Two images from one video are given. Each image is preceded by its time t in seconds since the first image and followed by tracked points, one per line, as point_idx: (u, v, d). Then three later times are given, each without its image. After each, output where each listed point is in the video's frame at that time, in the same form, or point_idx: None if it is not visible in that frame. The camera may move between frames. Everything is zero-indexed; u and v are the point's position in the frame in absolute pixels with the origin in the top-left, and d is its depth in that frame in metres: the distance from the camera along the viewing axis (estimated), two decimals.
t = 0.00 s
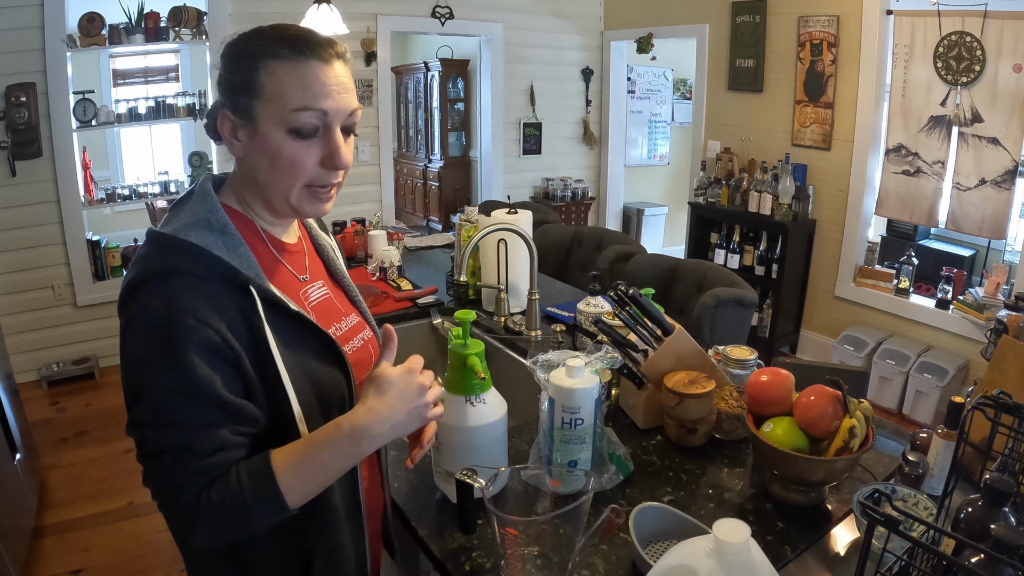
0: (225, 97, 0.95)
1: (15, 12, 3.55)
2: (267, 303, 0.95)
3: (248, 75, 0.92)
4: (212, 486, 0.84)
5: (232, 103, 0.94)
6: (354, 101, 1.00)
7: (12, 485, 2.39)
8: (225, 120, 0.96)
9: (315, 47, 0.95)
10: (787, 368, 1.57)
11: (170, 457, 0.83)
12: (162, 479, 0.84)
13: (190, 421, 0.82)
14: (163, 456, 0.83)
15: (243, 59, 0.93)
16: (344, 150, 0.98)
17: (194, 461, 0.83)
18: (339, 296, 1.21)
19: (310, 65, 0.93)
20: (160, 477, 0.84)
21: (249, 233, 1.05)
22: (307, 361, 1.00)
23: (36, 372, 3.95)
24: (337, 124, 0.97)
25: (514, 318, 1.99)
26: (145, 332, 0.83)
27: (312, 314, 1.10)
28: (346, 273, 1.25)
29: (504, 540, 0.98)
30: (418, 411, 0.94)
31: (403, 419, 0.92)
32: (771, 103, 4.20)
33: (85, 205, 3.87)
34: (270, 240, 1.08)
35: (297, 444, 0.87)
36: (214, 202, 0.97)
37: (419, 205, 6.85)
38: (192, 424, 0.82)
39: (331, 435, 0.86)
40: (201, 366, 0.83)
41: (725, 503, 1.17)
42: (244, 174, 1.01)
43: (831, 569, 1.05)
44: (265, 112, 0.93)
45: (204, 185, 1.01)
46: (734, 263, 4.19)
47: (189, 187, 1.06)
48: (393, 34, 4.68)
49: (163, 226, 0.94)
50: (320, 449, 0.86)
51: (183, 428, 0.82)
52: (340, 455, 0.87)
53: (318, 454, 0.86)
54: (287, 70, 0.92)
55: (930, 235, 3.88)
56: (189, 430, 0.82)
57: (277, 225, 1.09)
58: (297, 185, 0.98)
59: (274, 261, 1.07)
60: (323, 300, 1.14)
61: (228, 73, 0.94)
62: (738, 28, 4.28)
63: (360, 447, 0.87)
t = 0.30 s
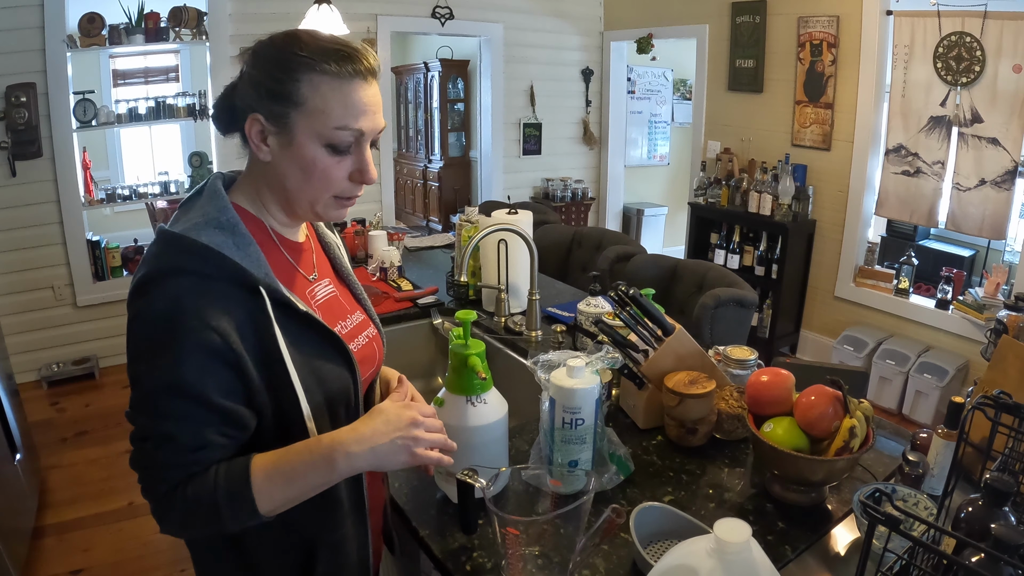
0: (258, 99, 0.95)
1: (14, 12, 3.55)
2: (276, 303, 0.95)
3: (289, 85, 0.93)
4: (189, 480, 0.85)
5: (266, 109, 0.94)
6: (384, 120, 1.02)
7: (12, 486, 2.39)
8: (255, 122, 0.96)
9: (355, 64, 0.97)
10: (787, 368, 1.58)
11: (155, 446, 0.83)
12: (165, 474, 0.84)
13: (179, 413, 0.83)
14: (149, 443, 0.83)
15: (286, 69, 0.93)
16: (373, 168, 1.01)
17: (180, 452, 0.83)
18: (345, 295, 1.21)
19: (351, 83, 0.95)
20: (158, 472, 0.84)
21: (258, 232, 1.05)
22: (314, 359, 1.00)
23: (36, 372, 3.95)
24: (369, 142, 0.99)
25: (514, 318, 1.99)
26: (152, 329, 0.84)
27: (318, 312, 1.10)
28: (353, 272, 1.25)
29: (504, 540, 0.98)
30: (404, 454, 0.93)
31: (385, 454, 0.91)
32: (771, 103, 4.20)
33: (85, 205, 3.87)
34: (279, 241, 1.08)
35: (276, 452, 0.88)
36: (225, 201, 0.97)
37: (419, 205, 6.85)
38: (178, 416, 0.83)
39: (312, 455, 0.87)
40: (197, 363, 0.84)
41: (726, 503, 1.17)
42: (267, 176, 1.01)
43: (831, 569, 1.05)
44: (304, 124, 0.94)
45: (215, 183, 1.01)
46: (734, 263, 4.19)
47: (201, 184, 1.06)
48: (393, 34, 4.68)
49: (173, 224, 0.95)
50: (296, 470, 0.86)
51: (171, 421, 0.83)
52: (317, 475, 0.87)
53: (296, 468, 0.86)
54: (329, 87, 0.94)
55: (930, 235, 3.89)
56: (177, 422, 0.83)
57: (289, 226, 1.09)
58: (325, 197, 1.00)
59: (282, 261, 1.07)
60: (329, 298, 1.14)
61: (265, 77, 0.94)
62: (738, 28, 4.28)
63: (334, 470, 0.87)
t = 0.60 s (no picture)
0: (268, 101, 0.95)
1: (15, 12, 3.55)
2: (284, 302, 0.95)
3: (299, 89, 0.93)
4: (193, 476, 0.85)
5: (276, 111, 0.95)
6: (393, 126, 1.02)
7: (13, 486, 2.39)
8: (265, 123, 0.96)
9: (367, 70, 0.97)
10: (787, 369, 1.58)
11: (157, 440, 0.83)
12: (169, 472, 0.84)
13: (182, 408, 0.83)
14: (152, 437, 0.83)
15: (297, 73, 0.93)
16: (379, 174, 1.01)
17: (183, 448, 0.84)
18: (351, 294, 1.21)
19: (361, 90, 0.95)
20: (159, 470, 0.84)
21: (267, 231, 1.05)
22: (322, 357, 1.00)
23: (36, 372, 3.95)
24: (377, 148, 1.00)
25: (515, 318, 1.99)
26: (161, 324, 0.84)
27: (325, 311, 1.10)
28: (359, 272, 1.25)
29: (504, 539, 0.99)
30: (402, 446, 0.92)
31: (382, 447, 0.90)
32: (770, 103, 4.20)
33: (85, 205, 3.87)
34: (287, 240, 1.08)
35: (280, 447, 0.89)
36: (234, 199, 0.98)
37: (419, 206, 6.85)
38: (181, 410, 0.83)
39: (314, 449, 0.87)
40: (208, 360, 0.84)
41: (726, 503, 1.17)
42: (274, 177, 1.02)
43: (831, 569, 1.05)
44: (312, 128, 0.94)
45: (224, 181, 1.01)
46: (734, 263, 4.20)
47: (209, 184, 1.06)
48: (393, 35, 4.68)
49: (183, 221, 0.95)
50: (299, 463, 0.87)
51: (175, 416, 0.83)
52: (319, 469, 0.87)
53: (298, 462, 0.87)
54: (339, 93, 0.94)
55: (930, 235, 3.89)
56: (183, 418, 0.83)
57: (295, 227, 1.10)
58: (330, 200, 1.00)
59: (290, 260, 1.08)
60: (336, 297, 1.14)
61: (276, 80, 0.94)
62: (738, 29, 4.28)
63: (336, 465, 0.87)
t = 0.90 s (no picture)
0: (265, 100, 0.96)
1: (16, 12, 3.55)
2: (275, 302, 0.95)
3: (295, 88, 0.94)
4: (206, 481, 0.86)
5: (272, 109, 0.95)
6: (391, 126, 1.02)
7: (13, 485, 2.39)
8: (261, 122, 0.97)
9: (364, 69, 0.97)
10: (788, 369, 1.58)
11: (165, 446, 0.84)
12: (178, 475, 0.84)
13: (188, 412, 0.84)
14: (160, 444, 0.84)
15: (293, 71, 0.94)
16: (374, 174, 1.01)
17: (190, 454, 0.84)
18: (353, 297, 1.21)
19: (357, 88, 0.95)
20: (164, 471, 0.85)
21: (263, 233, 1.05)
22: (313, 359, 1.00)
23: (37, 372, 3.95)
24: (373, 148, 0.99)
25: (515, 318, 2.00)
26: (155, 326, 0.84)
27: (323, 315, 1.10)
28: (362, 274, 1.25)
29: (507, 539, 1.00)
30: (415, 495, 0.92)
31: (396, 490, 0.91)
32: (771, 104, 4.21)
33: (85, 205, 3.88)
34: (285, 242, 1.09)
35: (294, 470, 0.90)
36: (230, 200, 0.98)
37: (419, 206, 6.86)
38: (190, 417, 0.84)
39: (330, 474, 0.89)
40: (203, 360, 0.84)
41: (726, 503, 1.17)
42: (271, 177, 1.02)
43: (831, 568, 1.05)
44: (308, 127, 0.95)
45: (222, 182, 1.02)
46: (734, 263, 4.20)
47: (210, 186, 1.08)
48: (393, 35, 4.69)
49: (180, 221, 0.96)
50: (311, 484, 0.89)
51: (182, 421, 0.83)
52: (331, 492, 0.89)
53: (312, 482, 0.89)
54: (335, 91, 0.94)
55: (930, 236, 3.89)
56: (190, 422, 0.84)
57: (294, 228, 1.10)
58: (325, 200, 1.00)
59: (287, 262, 1.08)
60: (335, 300, 1.14)
61: (273, 78, 0.95)
62: (738, 30, 4.29)
63: (350, 489, 0.88)
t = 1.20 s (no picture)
0: (269, 101, 0.96)
1: (16, 11, 3.55)
2: (281, 304, 0.95)
3: (300, 90, 0.94)
4: (203, 489, 0.86)
5: (276, 111, 0.95)
6: (398, 130, 1.02)
7: (14, 485, 2.40)
8: (265, 123, 0.97)
9: (371, 71, 0.97)
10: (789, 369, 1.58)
11: (162, 451, 0.83)
12: (177, 481, 0.84)
13: (187, 418, 0.83)
14: (158, 448, 0.83)
15: (299, 73, 0.94)
16: (379, 178, 1.01)
17: (191, 459, 0.84)
18: (357, 299, 1.21)
19: (364, 91, 0.95)
20: (164, 475, 0.84)
21: (267, 234, 1.06)
22: (322, 364, 1.00)
23: (37, 372, 3.95)
24: (379, 152, 1.00)
25: (517, 318, 2.00)
26: (159, 328, 0.84)
27: (329, 316, 1.11)
28: (365, 276, 1.25)
29: (509, 539, 1.01)
30: (414, 505, 0.93)
31: (397, 499, 0.92)
32: (771, 104, 4.21)
33: (85, 205, 3.88)
34: (290, 243, 1.09)
35: (295, 476, 0.91)
36: (234, 202, 0.98)
37: (419, 205, 6.86)
38: (191, 422, 0.83)
39: (329, 482, 0.90)
40: (204, 364, 0.84)
41: (728, 502, 1.17)
42: (274, 179, 1.02)
43: (832, 568, 1.05)
44: (312, 130, 0.95)
45: (224, 183, 1.02)
46: (734, 263, 4.20)
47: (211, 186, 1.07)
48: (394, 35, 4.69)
49: (182, 223, 0.95)
50: (312, 494, 0.89)
51: (182, 426, 0.83)
52: (331, 499, 0.89)
53: (312, 491, 0.89)
54: (341, 95, 0.94)
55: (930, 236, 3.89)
56: (189, 428, 0.83)
57: (298, 229, 1.11)
58: (329, 204, 1.00)
59: (292, 264, 1.08)
60: (341, 302, 1.14)
61: (279, 80, 0.95)
62: (738, 30, 4.29)
63: (350, 497, 0.89)
